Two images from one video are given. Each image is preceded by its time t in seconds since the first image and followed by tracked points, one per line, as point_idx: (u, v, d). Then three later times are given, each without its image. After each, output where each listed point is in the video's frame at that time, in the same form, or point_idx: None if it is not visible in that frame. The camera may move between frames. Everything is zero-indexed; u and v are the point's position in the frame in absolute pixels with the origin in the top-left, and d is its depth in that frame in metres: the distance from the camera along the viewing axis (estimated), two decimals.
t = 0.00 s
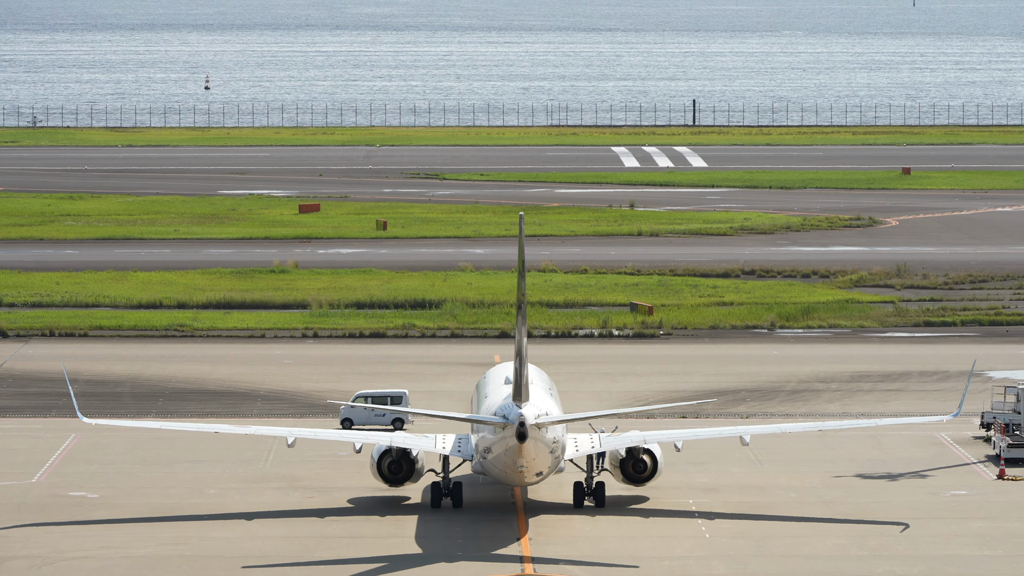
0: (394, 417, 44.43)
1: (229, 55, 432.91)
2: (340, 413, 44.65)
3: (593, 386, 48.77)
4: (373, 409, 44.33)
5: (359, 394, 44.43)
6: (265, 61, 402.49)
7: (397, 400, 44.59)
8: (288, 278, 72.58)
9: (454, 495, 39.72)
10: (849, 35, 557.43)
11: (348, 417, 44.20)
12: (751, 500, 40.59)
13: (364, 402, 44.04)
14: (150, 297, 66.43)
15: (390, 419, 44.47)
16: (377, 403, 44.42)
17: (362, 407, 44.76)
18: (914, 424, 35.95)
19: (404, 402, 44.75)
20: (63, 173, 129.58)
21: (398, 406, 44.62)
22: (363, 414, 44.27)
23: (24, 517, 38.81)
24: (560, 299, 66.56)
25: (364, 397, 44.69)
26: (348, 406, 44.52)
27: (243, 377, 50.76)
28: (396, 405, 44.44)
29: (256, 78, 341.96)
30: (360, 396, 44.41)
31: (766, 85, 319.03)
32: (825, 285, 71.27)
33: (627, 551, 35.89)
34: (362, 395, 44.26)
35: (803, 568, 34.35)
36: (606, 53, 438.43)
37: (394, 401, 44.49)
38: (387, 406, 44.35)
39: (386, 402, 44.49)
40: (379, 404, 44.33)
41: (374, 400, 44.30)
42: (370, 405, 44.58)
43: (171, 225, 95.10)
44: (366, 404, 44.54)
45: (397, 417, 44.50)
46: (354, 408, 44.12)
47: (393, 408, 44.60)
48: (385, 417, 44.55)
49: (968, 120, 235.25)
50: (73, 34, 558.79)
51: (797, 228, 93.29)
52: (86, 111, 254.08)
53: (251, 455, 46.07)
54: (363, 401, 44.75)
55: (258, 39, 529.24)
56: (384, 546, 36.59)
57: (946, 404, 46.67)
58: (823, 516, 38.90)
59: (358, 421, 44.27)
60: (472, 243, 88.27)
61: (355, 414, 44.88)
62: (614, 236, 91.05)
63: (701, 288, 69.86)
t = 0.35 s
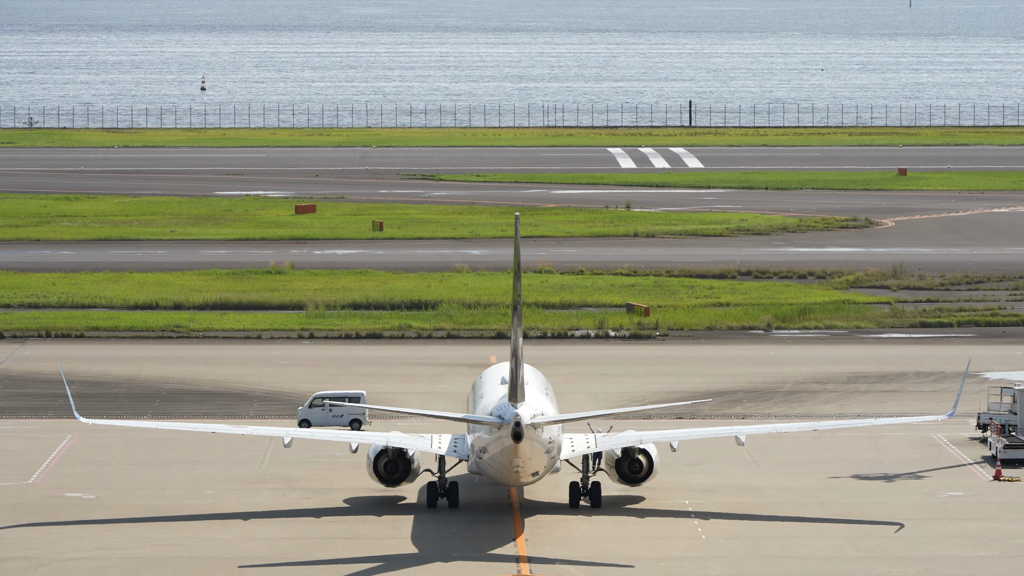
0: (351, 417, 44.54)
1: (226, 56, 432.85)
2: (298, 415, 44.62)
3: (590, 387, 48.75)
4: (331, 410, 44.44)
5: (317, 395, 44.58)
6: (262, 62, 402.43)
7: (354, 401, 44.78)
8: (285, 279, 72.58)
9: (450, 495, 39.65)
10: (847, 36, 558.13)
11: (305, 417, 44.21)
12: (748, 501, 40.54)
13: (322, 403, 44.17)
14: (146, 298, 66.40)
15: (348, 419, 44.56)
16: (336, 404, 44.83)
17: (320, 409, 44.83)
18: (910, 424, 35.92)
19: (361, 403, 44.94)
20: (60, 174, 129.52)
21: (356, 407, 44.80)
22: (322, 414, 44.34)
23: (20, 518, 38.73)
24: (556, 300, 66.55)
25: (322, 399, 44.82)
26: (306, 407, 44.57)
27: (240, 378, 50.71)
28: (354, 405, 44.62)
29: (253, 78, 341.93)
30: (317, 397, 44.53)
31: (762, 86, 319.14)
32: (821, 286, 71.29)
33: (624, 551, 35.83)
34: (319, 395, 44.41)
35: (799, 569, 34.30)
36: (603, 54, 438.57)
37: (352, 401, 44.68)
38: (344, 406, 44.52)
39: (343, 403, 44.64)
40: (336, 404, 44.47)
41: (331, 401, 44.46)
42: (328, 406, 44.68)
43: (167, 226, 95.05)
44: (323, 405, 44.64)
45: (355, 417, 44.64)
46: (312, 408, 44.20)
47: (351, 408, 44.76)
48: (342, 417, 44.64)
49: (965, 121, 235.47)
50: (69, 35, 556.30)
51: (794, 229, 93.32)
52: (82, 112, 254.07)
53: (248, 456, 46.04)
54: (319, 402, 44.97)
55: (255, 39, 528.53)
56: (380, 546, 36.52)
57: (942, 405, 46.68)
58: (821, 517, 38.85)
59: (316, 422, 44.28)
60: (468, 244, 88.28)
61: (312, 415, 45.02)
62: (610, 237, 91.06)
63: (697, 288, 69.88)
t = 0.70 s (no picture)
0: (309, 419, 44.89)
1: (224, 56, 432.70)
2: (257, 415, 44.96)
3: (587, 388, 48.78)
4: (290, 411, 44.76)
5: (276, 396, 44.91)
6: (260, 63, 402.46)
7: (313, 402, 45.08)
8: (282, 279, 72.57)
9: (447, 495, 39.69)
10: (845, 35, 558.42)
11: (263, 418, 44.52)
12: (745, 502, 40.51)
13: (280, 404, 44.49)
14: (143, 299, 66.38)
15: (306, 420, 44.89)
16: (293, 406, 45.64)
17: (279, 410, 45.12)
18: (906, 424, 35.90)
19: (321, 405, 45.23)
20: (57, 175, 129.40)
21: (315, 408, 45.10)
22: (280, 415, 44.64)
23: (17, 518, 38.71)
24: (553, 301, 66.50)
25: (281, 400, 45.12)
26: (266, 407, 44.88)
27: (237, 379, 50.72)
28: (313, 407, 44.94)
29: (250, 78, 341.73)
30: (276, 398, 44.85)
31: (760, 86, 319.00)
32: (818, 286, 71.26)
33: (620, 552, 35.78)
34: (279, 396, 44.74)
35: (796, 569, 34.25)
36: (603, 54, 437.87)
37: (311, 403, 44.98)
38: (304, 407, 44.84)
39: (302, 404, 44.98)
40: (295, 405, 44.78)
41: (290, 402, 44.77)
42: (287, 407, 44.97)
43: (164, 227, 95.09)
44: (282, 406, 44.95)
45: (313, 418, 44.95)
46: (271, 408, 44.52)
47: (310, 410, 45.07)
48: (301, 419, 44.95)
49: (964, 121, 235.47)
50: (66, 35, 555.26)
51: (791, 230, 93.31)
52: (80, 112, 253.99)
53: (245, 457, 46.01)
54: (279, 404, 45.29)
55: (253, 39, 528.30)
56: (376, 547, 36.49)
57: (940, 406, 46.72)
58: (818, 517, 38.79)
59: (274, 422, 44.57)
60: (465, 244, 88.22)
61: (270, 416, 45.13)
62: (607, 238, 91.03)
63: (693, 289, 69.87)
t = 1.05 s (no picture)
0: (270, 420, 44.78)
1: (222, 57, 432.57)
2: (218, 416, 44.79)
3: (585, 389, 48.81)
4: (250, 412, 44.64)
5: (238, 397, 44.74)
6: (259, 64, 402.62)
7: (274, 403, 44.95)
8: (279, 280, 72.58)
9: (445, 495, 39.69)
10: (844, 36, 558.69)
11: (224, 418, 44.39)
12: (742, 503, 40.50)
13: (241, 405, 44.34)
14: (141, 300, 66.42)
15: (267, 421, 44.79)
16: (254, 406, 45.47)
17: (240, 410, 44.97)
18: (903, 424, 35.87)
19: (282, 406, 45.08)
20: (56, 176, 129.42)
21: (276, 409, 44.95)
22: (241, 417, 44.51)
23: (15, 519, 38.69)
24: (551, 302, 66.51)
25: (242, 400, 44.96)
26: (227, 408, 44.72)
27: (235, 380, 50.75)
28: (273, 408, 44.82)
29: (249, 80, 341.78)
30: (237, 399, 44.69)
31: (758, 87, 318.97)
32: (816, 287, 71.30)
33: (618, 552, 35.74)
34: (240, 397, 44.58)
35: (793, 570, 34.22)
36: (602, 55, 437.91)
37: (272, 404, 44.86)
38: (264, 408, 44.73)
39: (262, 405, 44.87)
40: (256, 406, 44.65)
41: (251, 403, 44.63)
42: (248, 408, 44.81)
43: (162, 228, 95.18)
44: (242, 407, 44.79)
45: (273, 419, 44.87)
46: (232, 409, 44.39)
47: (270, 411, 44.94)
48: (261, 419, 44.85)
49: (963, 122, 235.54)
50: (65, 36, 555.52)
51: (789, 231, 93.33)
52: (78, 114, 253.97)
53: (243, 457, 46.01)
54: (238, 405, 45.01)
55: (252, 41, 528.50)
56: (374, 547, 36.48)
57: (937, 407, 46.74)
58: (815, 518, 38.78)
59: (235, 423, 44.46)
60: (462, 246, 88.21)
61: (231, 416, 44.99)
62: (605, 239, 91.04)
63: (691, 290, 69.92)
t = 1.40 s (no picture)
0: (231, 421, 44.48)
1: (220, 57, 432.05)
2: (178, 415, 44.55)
3: (583, 389, 48.79)
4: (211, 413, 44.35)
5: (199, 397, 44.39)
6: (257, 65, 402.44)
7: (235, 404, 44.58)
8: (277, 280, 72.56)
9: (443, 494, 39.62)
10: (842, 37, 558.85)
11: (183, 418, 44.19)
12: (741, 503, 40.47)
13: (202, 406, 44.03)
14: (139, 300, 66.41)
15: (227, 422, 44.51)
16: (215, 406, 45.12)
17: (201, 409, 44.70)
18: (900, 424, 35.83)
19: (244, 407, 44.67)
20: (54, 177, 129.33)
21: (237, 410, 44.58)
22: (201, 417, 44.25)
23: (13, 520, 38.63)
24: (549, 302, 66.50)
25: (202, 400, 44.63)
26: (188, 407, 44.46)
27: (234, 380, 50.71)
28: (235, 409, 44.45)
29: (248, 80, 341.71)
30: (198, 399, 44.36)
31: (756, 87, 318.80)
32: (814, 287, 71.30)
33: (615, 552, 35.70)
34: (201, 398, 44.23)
35: (792, 570, 34.19)
36: (600, 56, 438.00)
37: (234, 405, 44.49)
38: (225, 408, 44.40)
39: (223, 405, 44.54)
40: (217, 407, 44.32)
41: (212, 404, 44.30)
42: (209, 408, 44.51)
43: (160, 228, 95.15)
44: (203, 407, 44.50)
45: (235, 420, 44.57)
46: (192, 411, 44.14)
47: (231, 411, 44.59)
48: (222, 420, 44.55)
49: (962, 122, 235.44)
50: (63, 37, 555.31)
51: (786, 231, 93.29)
52: (77, 114, 253.83)
53: (240, 458, 45.98)
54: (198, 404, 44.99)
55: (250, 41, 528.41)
56: (372, 547, 36.40)
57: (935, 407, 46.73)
58: (814, 518, 38.75)
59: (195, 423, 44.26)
60: (460, 246, 88.14)
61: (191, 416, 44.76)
62: (603, 239, 91.03)
63: (689, 290, 69.92)
